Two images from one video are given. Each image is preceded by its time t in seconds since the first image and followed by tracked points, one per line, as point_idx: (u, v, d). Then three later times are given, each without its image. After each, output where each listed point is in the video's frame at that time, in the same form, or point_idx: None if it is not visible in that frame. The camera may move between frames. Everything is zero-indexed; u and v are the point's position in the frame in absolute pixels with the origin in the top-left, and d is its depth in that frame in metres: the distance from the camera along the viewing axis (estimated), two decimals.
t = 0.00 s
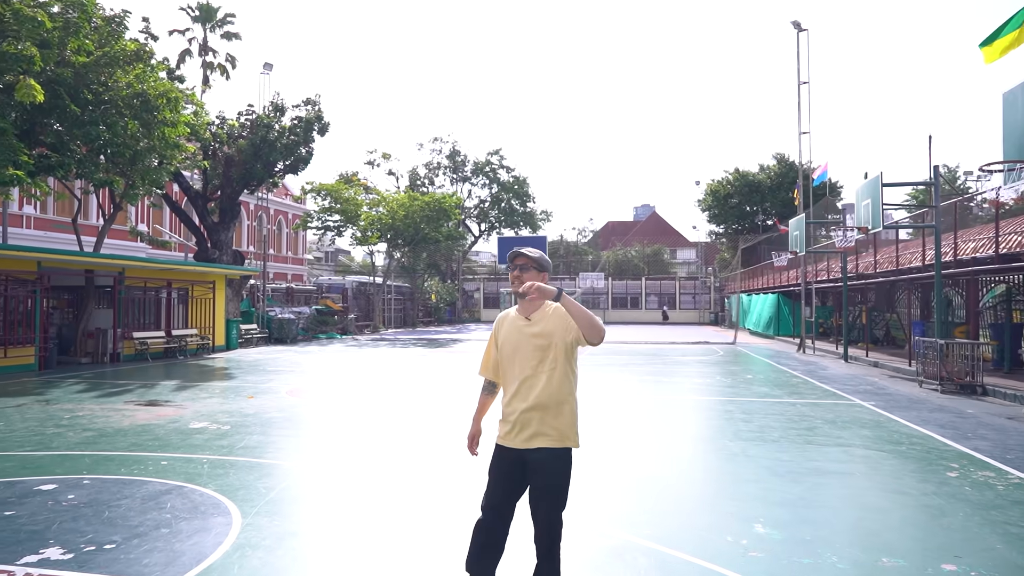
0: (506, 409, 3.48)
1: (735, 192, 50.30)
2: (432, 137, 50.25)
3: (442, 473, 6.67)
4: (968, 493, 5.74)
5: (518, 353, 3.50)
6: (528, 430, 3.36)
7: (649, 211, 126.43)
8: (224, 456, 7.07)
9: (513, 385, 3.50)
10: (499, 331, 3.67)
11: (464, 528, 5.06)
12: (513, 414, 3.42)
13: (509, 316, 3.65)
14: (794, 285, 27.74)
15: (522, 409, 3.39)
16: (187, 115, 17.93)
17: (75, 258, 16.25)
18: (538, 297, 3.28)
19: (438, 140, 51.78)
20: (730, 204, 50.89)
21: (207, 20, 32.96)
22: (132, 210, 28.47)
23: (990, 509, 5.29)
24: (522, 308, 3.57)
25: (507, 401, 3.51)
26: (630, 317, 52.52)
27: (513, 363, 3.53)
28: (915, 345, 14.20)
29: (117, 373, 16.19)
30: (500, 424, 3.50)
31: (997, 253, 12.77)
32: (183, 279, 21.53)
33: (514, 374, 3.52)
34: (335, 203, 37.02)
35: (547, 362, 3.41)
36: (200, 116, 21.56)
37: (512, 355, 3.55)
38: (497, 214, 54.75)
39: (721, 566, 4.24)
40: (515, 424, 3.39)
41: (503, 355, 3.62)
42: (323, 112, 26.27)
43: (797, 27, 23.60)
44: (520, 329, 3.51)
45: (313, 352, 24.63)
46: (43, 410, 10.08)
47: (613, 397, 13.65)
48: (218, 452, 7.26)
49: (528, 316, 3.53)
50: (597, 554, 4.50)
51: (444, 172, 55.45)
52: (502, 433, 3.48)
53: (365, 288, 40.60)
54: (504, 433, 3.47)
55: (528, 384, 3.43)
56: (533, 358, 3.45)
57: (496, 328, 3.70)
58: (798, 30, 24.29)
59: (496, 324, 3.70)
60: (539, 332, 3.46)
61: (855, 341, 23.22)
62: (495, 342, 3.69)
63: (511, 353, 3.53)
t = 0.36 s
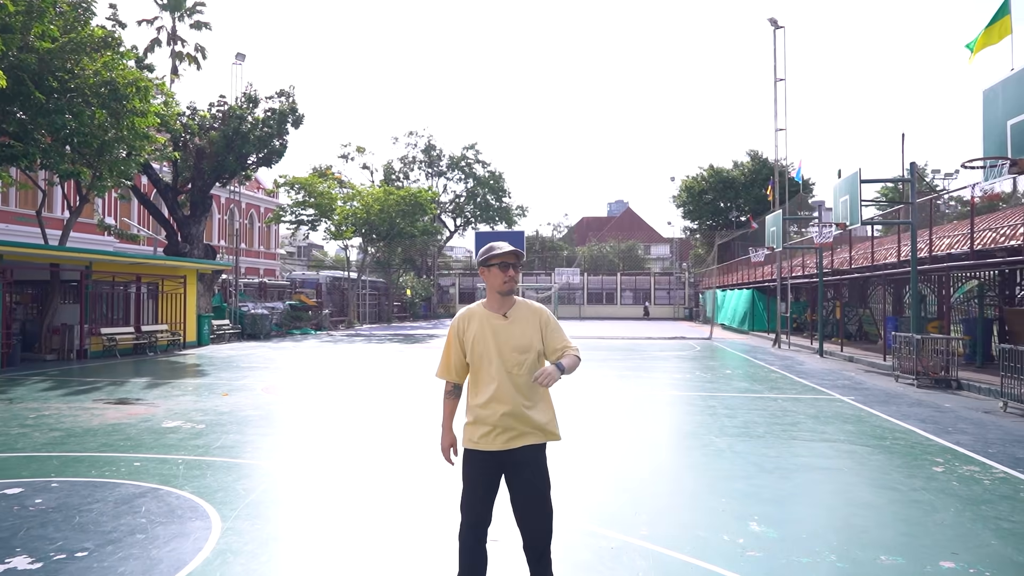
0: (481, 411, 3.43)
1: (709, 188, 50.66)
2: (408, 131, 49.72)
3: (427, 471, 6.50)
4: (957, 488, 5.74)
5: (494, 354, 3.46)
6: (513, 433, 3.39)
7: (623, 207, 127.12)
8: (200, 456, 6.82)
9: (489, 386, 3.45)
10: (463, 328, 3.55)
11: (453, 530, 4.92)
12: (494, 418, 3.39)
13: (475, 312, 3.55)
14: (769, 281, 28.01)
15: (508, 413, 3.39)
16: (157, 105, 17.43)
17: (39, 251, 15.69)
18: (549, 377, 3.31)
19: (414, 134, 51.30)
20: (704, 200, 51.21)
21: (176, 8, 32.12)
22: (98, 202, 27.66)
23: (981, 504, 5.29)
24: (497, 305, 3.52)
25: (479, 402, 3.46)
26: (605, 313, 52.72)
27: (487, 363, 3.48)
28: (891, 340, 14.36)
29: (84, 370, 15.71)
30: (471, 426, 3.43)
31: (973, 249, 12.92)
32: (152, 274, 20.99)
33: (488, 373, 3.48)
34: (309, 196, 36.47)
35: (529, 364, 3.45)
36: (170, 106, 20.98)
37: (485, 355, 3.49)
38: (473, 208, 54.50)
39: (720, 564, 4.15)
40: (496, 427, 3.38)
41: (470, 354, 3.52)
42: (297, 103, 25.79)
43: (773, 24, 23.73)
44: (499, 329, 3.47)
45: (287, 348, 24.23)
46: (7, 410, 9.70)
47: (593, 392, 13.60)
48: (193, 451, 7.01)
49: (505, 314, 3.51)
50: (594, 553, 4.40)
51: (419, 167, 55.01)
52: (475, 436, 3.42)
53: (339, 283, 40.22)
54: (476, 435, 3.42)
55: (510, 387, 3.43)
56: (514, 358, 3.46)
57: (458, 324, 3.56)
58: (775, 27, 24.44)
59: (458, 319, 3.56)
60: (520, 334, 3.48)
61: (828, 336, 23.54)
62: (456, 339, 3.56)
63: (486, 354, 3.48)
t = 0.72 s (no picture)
0: (463, 409, 3.33)
1: (689, 181, 50.74)
2: (387, 122, 49.13)
3: (415, 469, 6.30)
4: (954, 482, 5.69)
5: (476, 349, 3.37)
6: (496, 430, 3.38)
7: (603, 199, 127.18)
8: (177, 454, 6.55)
9: (471, 385, 3.34)
10: (437, 319, 3.35)
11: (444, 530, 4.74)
12: (476, 416, 3.33)
13: (450, 303, 3.38)
14: (751, 274, 28.11)
15: (492, 411, 3.36)
16: (130, 92, 16.95)
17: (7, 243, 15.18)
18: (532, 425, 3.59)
19: (393, 125, 50.70)
20: (685, 192, 51.29)
21: None
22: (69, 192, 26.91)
23: (979, 499, 5.22)
24: (473, 297, 3.41)
25: (458, 399, 3.35)
26: (586, 305, 52.72)
27: (467, 358, 3.36)
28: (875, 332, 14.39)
29: (55, 365, 15.24)
30: (451, 426, 3.32)
31: (958, 241, 12.97)
32: (126, 266, 20.45)
33: (468, 369, 3.35)
34: (286, 187, 35.87)
35: (506, 360, 3.48)
36: (143, 94, 20.39)
37: (465, 348, 3.36)
38: (453, 200, 54.11)
39: (724, 566, 4.01)
40: (479, 427, 3.33)
41: (446, 348, 3.34)
42: (275, 92, 25.26)
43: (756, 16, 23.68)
44: (480, 322, 3.39)
45: (266, 341, 23.81)
46: None
47: (578, 385, 13.48)
48: (170, 450, 6.74)
49: (483, 307, 3.42)
50: (594, 553, 4.24)
51: (399, 158, 54.43)
52: (456, 436, 3.31)
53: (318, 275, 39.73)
54: (455, 436, 3.32)
55: (492, 382, 3.39)
56: (493, 353, 3.44)
57: (431, 315, 3.34)
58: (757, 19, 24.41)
59: (432, 311, 3.33)
60: (499, 328, 3.46)
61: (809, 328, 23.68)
62: (430, 332, 3.33)
63: (467, 350, 3.37)
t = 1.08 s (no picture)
0: (474, 404, 3.21)
1: (687, 172, 50.48)
2: (383, 112, 48.71)
3: (420, 466, 6.11)
4: (974, 479, 5.53)
5: (482, 341, 3.26)
6: (501, 425, 3.31)
7: (600, 190, 126.90)
8: (173, 451, 6.35)
9: (480, 378, 3.23)
10: (444, 309, 3.17)
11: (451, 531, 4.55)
12: (484, 411, 3.23)
13: (454, 294, 3.22)
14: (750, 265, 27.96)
15: (499, 405, 3.29)
16: (122, 80, 16.67)
17: None
18: (528, 424, 3.55)
19: (389, 115, 50.27)
20: (683, 182, 51.05)
21: None
22: (62, 182, 26.56)
23: (1000, 496, 5.07)
24: (477, 288, 3.28)
25: (466, 394, 3.21)
26: (583, 296, 52.59)
27: (475, 350, 3.23)
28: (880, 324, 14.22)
29: (48, 357, 15.02)
30: (460, 422, 3.19)
31: (965, 232, 12.82)
32: (120, 256, 20.18)
33: (474, 362, 3.22)
34: (282, 177, 35.53)
35: (506, 351, 3.41)
36: (136, 82, 20.07)
37: (473, 340, 3.23)
38: (450, 191, 53.79)
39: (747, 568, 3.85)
40: (487, 421, 3.23)
41: (455, 340, 3.17)
42: (270, 80, 24.92)
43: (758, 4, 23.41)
44: (484, 313, 3.28)
45: (262, 333, 23.58)
46: None
47: (579, 378, 13.31)
48: (166, 446, 6.55)
49: (486, 298, 3.31)
50: (610, 556, 4.05)
51: (395, 148, 54.06)
52: (465, 433, 3.19)
53: (314, 266, 39.53)
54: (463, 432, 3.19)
55: (497, 376, 3.31)
56: (495, 345, 3.35)
57: (438, 306, 3.16)
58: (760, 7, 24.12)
59: (440, 301, 3.15)
60: (501, 319, 3.37)
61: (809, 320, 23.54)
62: (438, 324, 3.14)
63: (473, 343, 3.23)
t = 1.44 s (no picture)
0: (455, 405, 3.04)
1: (682, 161, 50.24)
2: (377, 100, 48.20)
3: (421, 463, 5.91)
4: (993, 475, 5.38)
5: (469, 338, 3.07)
6: (486, 426, 3.11)
7: (594, 180, 125.94)
8: (165, 448, 6.13)
9: (464, 377, 3.05)
10: (430, 304, 3.01)
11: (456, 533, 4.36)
12: (467, 413, 3.05)
13: (443, 288, 3.05)
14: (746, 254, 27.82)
15: (483, 405, 3.08)
16: (111, 65, 16.31)
17: None
18: (518, 433, 3.64)
19: (382, 103, 49.76)
20: (677, 172, 50.82)
21: None
22: (50, 170, 26.12)
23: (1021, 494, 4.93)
24: (469, 283, 3.08)
25: (448, 392, 3.05)
26: (577, 286, 52.44)
27: (461, 348, 3.06)
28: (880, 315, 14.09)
29: (37, 348, 14.74)
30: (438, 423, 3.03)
31: (969, 222, 12.68)
32: (110, 246, 19.85)
33: (459, 361, 3.05)
34: (274, 166, 35.11)
35: (499, 351, 3.20)
36: (124, 69, 19.66)
37: (459, 337, 3.05)
38: (443, 180, 53.41)
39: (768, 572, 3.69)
40: (468, 423, 3.05)
41: (439, 336, 3.02)
42: (262, 67, 24.50)
43: None
44: (474, 309, 3.08)
45: (255, 323, 23.31)
46: None
47: (577, 369, 13.15)
48: (158, 442, 6.33)
49: (478, 295, 3.11)
50: (625, 562, 3.87)
51: (388, 137, 53.58)
52: (443, 430, 3.03)
53: (307, 256, 39.25)
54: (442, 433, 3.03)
55: (484, 376, 3.11)
56: (485, 343, 3.14)
57: (423, 300, 3.00)
58: None
59: (426, 294, 3.00)
60: (494, 318, 3.17)
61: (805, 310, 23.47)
62: (422, 318, 2.99)
63: (459, 339, 3.05)
